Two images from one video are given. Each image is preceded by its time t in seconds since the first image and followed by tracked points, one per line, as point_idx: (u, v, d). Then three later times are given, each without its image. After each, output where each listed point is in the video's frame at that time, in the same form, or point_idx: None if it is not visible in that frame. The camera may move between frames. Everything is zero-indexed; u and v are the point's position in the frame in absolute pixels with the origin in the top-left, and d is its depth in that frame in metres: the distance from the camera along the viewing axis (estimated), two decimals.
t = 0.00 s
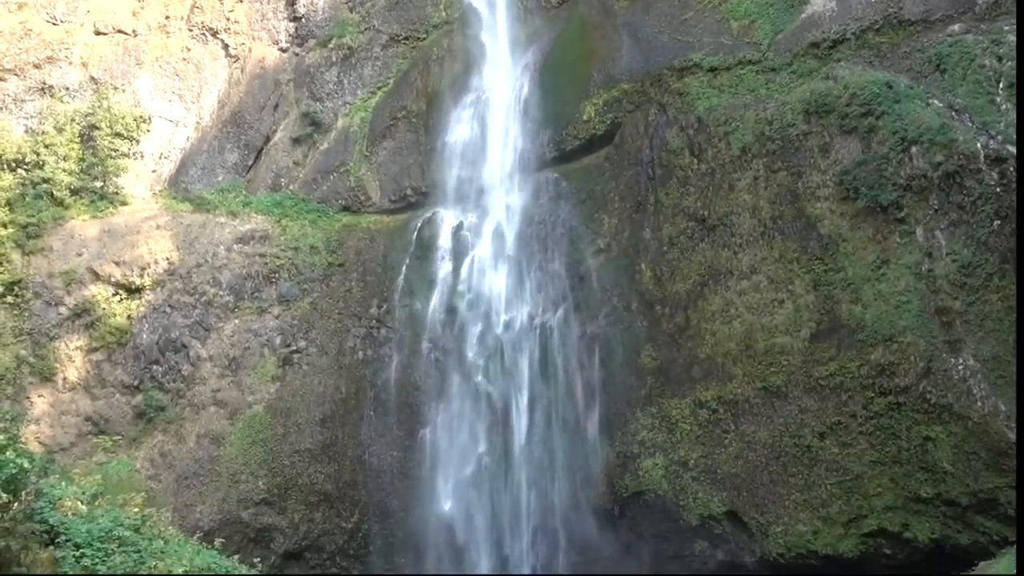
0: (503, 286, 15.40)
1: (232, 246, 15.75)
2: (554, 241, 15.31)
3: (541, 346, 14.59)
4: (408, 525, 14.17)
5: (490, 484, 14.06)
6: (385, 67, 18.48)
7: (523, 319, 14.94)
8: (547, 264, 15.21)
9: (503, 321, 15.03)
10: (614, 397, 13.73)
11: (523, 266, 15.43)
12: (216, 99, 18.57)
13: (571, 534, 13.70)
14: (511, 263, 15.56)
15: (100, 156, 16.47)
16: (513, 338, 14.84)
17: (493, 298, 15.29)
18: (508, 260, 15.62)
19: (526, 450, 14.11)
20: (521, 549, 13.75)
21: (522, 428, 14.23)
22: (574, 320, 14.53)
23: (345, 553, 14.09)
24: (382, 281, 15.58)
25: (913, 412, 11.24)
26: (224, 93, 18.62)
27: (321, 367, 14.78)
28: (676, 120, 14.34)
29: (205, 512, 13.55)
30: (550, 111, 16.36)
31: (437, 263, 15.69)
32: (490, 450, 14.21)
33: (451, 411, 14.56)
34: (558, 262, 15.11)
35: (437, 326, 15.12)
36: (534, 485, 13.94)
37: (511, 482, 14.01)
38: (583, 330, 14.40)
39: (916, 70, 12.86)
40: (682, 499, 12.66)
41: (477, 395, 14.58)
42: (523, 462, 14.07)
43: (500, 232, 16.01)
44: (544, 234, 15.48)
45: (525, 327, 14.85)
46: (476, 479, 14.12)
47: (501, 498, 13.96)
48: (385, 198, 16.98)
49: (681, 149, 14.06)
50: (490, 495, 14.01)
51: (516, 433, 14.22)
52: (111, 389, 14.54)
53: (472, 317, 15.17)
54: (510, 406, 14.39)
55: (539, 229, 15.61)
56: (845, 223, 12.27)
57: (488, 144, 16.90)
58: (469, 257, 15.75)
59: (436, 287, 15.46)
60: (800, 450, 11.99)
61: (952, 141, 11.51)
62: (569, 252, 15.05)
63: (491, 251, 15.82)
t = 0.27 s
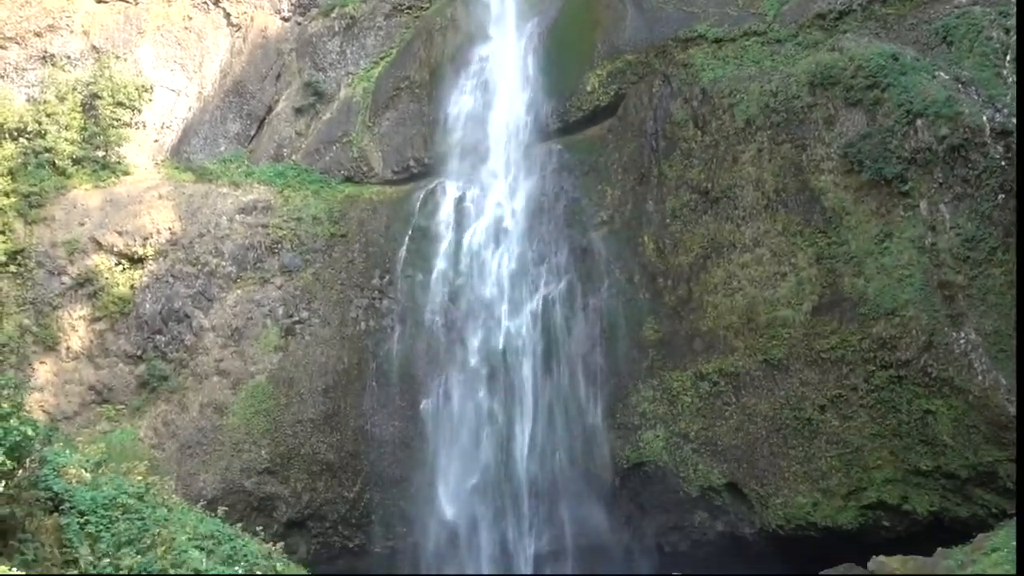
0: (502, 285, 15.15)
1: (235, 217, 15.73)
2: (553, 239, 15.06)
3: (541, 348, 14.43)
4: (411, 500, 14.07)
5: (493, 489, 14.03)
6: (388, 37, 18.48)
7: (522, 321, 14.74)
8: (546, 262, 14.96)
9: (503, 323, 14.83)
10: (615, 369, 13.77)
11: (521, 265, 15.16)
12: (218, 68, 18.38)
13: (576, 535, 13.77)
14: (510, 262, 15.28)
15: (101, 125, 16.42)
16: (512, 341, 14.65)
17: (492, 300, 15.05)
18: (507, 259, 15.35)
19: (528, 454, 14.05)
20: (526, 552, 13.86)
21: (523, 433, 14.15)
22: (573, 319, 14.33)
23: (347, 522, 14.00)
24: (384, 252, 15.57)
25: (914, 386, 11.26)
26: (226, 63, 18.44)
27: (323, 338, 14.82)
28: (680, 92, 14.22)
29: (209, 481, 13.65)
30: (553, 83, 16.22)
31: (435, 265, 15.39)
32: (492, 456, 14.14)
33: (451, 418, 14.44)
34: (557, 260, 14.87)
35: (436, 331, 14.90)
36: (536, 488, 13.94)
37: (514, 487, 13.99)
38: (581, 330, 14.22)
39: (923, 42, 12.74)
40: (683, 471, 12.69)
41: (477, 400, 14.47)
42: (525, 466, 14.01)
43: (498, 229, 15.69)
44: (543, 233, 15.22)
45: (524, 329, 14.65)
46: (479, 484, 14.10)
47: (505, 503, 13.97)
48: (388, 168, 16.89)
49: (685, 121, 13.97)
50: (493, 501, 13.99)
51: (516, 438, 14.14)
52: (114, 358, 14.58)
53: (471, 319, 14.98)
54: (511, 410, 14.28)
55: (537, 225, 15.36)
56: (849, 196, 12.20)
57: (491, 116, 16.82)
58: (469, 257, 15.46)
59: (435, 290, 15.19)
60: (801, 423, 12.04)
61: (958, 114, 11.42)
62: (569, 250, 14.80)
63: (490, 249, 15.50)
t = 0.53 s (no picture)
0: (502, 281, 14.99)
1: (237, 188, 15.69)
2: (553, 231, 14.88)
3: (542, 344, 14.35)
4: (420, 471, 14.12)
5: (495, 486, 13.93)
6: (389, 7, 18.27)
7: (522, 316, 14.63)
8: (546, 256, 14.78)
9: (503, 319, 14.69)
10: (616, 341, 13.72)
11: (522, 260, 15.00)
12: (220, 38, 18.38)
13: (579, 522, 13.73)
14: (510, 257, 15.11)
15: (103, 96, 16.30)
16: (513, 337, 14.54)
17: (493, 295, 14.90)
18: (507, 253, 15.17)
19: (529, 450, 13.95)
20: (531, 550, 13.70)
21: (524, 429, 14.05)
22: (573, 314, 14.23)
23: (350, 492, 14.12)
24: (386, 224, 15.53)
25: (915, 359, 11.29)
26: (228, 32, 18.39)
27: (325, 310, 14.85)
28: (684, 63, 14.06)
29: (212, 451, 13.77)
30: (556, 55, 16.08)
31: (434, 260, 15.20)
32: (493, 453, 14.05)
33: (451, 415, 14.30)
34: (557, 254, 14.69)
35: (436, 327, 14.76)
36: (538, 485, 13.86)
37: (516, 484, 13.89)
38: (582, 326, 14.12)
39: (930, 12, 12.63)
40: (685, 443, 12.76)
41: (478, 397, 14.32)
42: (526, 463, 13.92)
43: (498, 222, 15.44)
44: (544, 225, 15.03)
45: (525, 325, 14.55)
46: (481, 481, 14.00)
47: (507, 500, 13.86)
48: (391, 140, 16.82)
49: (689, 93, 13.85)
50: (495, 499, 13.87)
51: (517, 435, 14.04)
52: (118, 329, 14.65)
53: (471, 315, 14.83)
54: (512, 407, 14.18)
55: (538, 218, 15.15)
56: (853, 168, 12.16)
57: (494, 87, 16.66)
58: (468, 252, 15.27)
59: (434, 286, 15.04)
60: (802, 395, 12.08)
61: (964, 86, 11.35)
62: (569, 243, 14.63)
63: (490, 243, 15.29)
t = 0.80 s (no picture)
0: (501, 273, 14.81)
1: (238, 158, 15.63)
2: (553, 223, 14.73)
3: (541, 338, 14.29)
4: (421, 442, 14.21)
5: (497, 471, 14.03)
6: None
7: (521, 310, 14.53)
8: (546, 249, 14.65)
9: (502, 312, 14.60)
10: (618, 314, 13.74)
11: (521, 252, 14.83)
12: (221, 8, 18.16)
13: (578, 493, 13.81)
14: (509, 248, 14.92)
15: (104, 66, 16.12)
16: (513, 330, 14.48)
17: (492, 288, 14.77)
18: (506, 244, 14.97)
19: (529, 445, 13.97)
20: (529, 521, 13.80)
21: (524, 424, 14.07)
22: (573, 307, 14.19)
23: (352, 463, 14.15)
24: (388, 195, 15.51)
25: (917, 332, 11.29)
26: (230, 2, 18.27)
27: (327, 282, 14.88)
28: (688, 34, 13.88)
29: (214, 422, 13.84)
30: (559, 25, 15.94)
31: (433, 252, 15.02)
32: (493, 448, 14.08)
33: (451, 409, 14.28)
34: (557, 247, 14.56)
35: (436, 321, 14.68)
36: (539, 457, 13.94)
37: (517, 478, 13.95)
38: (583, 320, 14.09)
39: None
40: (686, 415, 12.81)
41: (479, 392, 14.32)
42: (527, 457, 13.96)
43: (497, 213, 15.22)
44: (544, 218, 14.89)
45: (524, 319, 14.47)
46: (482, 474, 14.10)
47: (509, 493, 13.93)
48: (393, 111, 16.74)
49: (693, 64, 13.72)
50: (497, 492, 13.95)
51: (518, 429, 14.07)
52: (120, 300, 14.69)
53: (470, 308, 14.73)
54: (513, 401, 14.19)
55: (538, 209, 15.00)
56: (856, 140, 12.12)
57: (497, 58, 16.53)
58: (467, 244, 15.09)
59: (433, 278, 14.89)
60: (803, 366, 12.11)
61: (969, 57, 11.28)
62: (569, 236, 14.51)
63: (489, 234, 15.09)
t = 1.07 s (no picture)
0: (504, 263, 14.81)
1: (239, 130, 15.55)
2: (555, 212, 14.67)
3: (544, 328, 14.38)
4: (424, 413, 14.33)
5: (499, 441, 14.27)
6: None
7: (524, 301, 14.59)
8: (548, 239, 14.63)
9: (505, 303, 14.66)
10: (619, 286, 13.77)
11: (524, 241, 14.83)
12: None
13: (577, 463, 14.06)
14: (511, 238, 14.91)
15: (103, 36, 15.97)
16: (515, 321, 14.54)
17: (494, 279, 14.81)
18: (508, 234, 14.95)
19: (531, 434, 14.17)
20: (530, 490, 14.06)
21: (527, 414, 14.24)
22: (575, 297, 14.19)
23: (354, 434, 14.18)
24: (390, 167, 15.45)
25: (918, 304, 11.29)
26: None
27: (329, 254, 14.84)
28: (691, 3, 13.72)
29: (218, 393, 13.79)
30: None
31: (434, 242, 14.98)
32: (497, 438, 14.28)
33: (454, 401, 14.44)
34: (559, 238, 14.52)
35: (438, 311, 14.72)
36: (540, 428, 14.18)
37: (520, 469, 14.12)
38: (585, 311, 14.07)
39: None
40: (687, 387, 12.88)
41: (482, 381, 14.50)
42: (529, 437, 14.18)
43: (498, 202, 15.18)
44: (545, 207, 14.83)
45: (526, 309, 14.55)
46: (484, 446, 14.31)
47: (510, 482, 14.11)
48: (394, 82, 16.67)
49: (696, 35, 13.58)
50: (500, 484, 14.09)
51: (520, 418, 14.26)
52: (122, 273, 14.69)
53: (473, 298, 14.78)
54: (515, 392, 14.34)
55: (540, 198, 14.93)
56: (860, 112, 12.02)
57: (498, 29, 16.47)
58: (469, 234, 15.04)
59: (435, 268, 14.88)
60: (804, 339, 12.12)
61: (975, 27, 11.16)
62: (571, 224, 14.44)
63: (491, 224, 15.07)
